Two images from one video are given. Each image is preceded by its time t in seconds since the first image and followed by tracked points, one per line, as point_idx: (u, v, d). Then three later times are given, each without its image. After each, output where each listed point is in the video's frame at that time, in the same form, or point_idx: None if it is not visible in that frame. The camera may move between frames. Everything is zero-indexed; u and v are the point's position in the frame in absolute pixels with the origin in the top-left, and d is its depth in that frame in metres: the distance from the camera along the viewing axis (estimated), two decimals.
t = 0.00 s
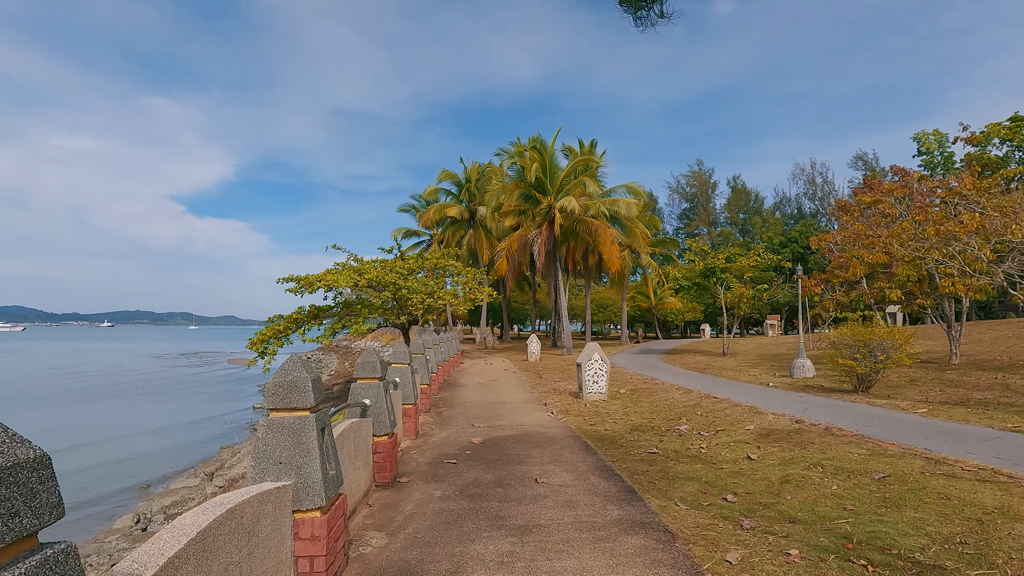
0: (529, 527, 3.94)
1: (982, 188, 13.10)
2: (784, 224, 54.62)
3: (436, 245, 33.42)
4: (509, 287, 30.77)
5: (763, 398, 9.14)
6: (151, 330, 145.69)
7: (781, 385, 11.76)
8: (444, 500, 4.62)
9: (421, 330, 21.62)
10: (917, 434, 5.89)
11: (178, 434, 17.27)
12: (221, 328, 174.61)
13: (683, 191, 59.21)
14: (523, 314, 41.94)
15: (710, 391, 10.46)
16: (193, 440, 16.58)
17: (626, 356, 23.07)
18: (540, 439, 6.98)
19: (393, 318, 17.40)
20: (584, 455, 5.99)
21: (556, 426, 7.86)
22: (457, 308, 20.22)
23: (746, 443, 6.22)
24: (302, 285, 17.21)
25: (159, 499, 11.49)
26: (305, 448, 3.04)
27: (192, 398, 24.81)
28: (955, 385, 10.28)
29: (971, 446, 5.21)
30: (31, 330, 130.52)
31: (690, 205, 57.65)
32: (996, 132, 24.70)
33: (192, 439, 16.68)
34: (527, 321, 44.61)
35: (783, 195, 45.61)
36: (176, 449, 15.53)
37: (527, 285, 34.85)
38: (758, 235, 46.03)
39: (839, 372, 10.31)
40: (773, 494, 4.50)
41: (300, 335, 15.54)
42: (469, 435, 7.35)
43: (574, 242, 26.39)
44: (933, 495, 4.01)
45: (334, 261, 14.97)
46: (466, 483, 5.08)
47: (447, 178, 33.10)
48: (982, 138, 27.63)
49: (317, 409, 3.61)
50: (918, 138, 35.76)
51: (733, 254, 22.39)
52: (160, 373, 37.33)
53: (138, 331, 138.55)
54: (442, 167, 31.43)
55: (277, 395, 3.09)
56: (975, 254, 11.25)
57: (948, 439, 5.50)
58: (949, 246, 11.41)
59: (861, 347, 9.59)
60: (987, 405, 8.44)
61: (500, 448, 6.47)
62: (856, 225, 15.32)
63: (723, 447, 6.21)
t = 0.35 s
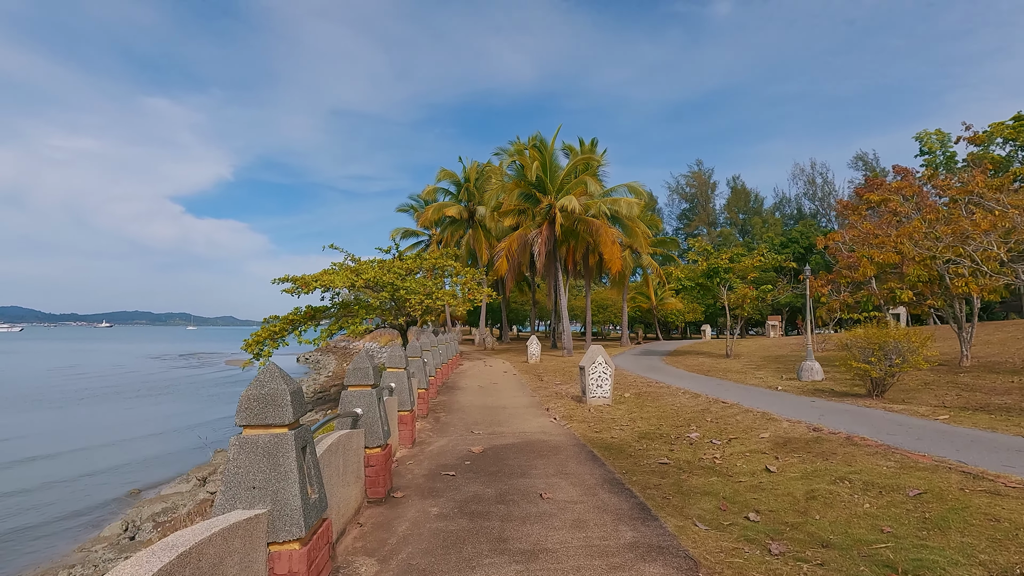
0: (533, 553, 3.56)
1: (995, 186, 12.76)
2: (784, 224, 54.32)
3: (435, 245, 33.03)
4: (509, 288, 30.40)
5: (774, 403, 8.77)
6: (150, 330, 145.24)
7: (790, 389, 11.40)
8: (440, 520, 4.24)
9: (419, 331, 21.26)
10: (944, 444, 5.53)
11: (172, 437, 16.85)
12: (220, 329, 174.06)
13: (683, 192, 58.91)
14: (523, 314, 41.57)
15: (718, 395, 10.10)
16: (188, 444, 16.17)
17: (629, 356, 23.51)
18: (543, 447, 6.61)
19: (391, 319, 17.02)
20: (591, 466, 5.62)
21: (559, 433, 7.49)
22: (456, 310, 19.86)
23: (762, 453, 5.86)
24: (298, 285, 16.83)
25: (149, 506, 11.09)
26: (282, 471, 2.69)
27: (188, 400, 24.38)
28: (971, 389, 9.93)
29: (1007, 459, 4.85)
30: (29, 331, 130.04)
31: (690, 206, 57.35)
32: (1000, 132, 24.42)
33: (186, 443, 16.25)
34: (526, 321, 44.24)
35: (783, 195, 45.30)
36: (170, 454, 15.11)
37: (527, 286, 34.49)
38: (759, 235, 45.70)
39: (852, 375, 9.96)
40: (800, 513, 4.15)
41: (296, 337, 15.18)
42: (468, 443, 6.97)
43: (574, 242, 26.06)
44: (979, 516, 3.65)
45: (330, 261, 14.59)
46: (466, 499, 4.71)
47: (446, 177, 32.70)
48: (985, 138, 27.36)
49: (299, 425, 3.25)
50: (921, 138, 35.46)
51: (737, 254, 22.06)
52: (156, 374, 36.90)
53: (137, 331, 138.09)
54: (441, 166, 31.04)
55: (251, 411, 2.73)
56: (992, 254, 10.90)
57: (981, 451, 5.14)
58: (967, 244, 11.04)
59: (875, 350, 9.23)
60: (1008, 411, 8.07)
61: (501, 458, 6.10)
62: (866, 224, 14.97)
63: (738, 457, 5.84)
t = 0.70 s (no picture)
0: None
1: (1013, 181, 12.42)
2: (786, 224, 53.94)
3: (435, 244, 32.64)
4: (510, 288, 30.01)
5: (791, 406, 8.40)
6: (149, 331, 144.75)
7: (803, 391, 11.00)
8: (443, 538, 3.86)
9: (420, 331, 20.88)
10: (983, 452, 5.16)
11: (168, 440, 16.43)
12: (219, 329, 173.52)
13: (684, 192, 58.57)
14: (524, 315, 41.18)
15: (730, 397, 9.73)
16: (183, 446, 15.79)
17: (633, 355, 23.27)
18: (551, 454, 6.22)
19: (391, 319, 16.63)
20: (604, 476, 5.24)
21: (567, 439, 7.10)
22: (457, 310, 19.49)
23: (787, 461, 5.48)
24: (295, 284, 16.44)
25: (141, 512, 10.67)
26: (260, 493, 2.49)
27: (185, 401, 23.96)
28: (994, 390, 9.55)
29: None
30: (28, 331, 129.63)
31: (692, 206, 56.94)
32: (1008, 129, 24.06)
33: (182, 445, 15.90)
34: (528, 322, 43.84)
35: (785, 194, 44.96)
36: (165, 457, 14.74)
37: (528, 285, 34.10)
38: (762, 235, 45.32)
39: (870, 377, 9.58)
40: (839, 530, 3.78)
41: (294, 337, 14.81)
42: (471, 450, 6.59)
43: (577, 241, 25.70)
44: None
45: (329, 259, 14.22)
46: (471, 513, 4.34)
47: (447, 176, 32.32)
48: (992, 135, 27.02)
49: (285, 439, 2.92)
50: (926, 136, 35.11)
51: (743, 252, 21.65)
52: (154, 375, 36.46)
53: (136, 332, 137.63)
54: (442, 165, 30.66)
55: (229, 426, 2.54)
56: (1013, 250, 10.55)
57: None
58: (987, 240, 10.71)
59: (895, 350, 8.85)
60: None
61: (507, 466, 5.73)
62: (878, 221, 14.62)
63: (761, 466, 5.46)
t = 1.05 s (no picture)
0: None
1: None
2: (785, 225, 53.69)
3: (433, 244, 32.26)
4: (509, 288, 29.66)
5: (804, 409, 8.05)
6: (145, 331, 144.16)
7: (812, 393, 10.66)
8: (440, 558, 3.50)
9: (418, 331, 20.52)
10: (1018, 460, 4.82)
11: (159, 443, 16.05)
12: (216, 330, 172.78)
13: (682, 192, 58.33)
14: (523, 315, 40.84)
15: (739, 400, 9.38)
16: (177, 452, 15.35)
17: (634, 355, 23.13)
18: (555, 462, 5.86)
19: (387, 319, 16.27)
20: (613, 487, 4.89)
21: (571, 445, 6.74)
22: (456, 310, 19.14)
23: (808, 470, 5.13)
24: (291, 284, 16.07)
25: (129, 518, 10.25)
26: (222, 524, 1.94)
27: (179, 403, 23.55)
28: (1011, 392, 9.23)
29: None
30: (24, 332, 129.04)
31: (690, 206, 56.65)
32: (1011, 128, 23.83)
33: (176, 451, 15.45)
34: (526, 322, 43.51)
35: (784, 194, 44.77)
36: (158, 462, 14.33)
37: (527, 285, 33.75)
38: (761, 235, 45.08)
39: (883, 379, 9.25)
40: (877, 549, 3.44)
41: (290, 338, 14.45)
42: (470, 456, 6.23)
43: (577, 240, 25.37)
44: None
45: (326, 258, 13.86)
46: (471, 529, 3.99)
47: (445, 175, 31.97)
48: (994, 134, 26.80)
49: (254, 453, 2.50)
50: (927, 135, 34.93)
51: (746, 252, 21.33)
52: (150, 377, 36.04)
53: (133, 333, 137.06)
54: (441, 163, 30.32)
55: (183, 440, 1.98)
56: None
57: None
58: (1001, 236, 10.42)
59: (910, 351, 8.53)
60: None
61: (509, 475, 5.38)
62: (886, 219, 14.32)
63: (781, 475, 5.11)
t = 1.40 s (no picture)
0: None
1: None
2: (783, 225, 53.46)
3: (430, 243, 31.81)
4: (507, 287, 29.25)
5: (816, 415, 7.68)
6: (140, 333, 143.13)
7: (821, 396, 10.29)
8: None
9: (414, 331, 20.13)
10: None
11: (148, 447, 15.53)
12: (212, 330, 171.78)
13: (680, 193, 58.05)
14: (520, 315, 40.45)
15: (746, 405, 9.01)
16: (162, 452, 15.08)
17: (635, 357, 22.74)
18: (555, 473, 5.47)
19: (382, 320, 15.87)
20: (620, 502, 4.50)
21: (573, 453, 6.36)
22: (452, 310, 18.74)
23: (830, 483, 4.76)
24: (285, 284, 15.65)
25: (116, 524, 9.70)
26: None
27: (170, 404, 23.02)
28: None
29: None
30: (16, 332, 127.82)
31: (688, 206, 56.37)
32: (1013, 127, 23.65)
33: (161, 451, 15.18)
34: (524, 323, 43.10)
35: (783, 194, 44.59)
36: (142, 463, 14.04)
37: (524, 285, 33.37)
38: (760, 235, 44.86)
39: (896, 382, 8.89)
40: None
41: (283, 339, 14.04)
42: (466, 467, 5.83)
43: (575, 239, 24.99)
44: None
45: (319, 257, 13.47)
46: (465, 553, 3.59)
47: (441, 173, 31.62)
48: (995, 134, 26.65)
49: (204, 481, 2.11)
50: (926, 135, 34.80)
51: (747, 251, 21.00)
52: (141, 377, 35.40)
53: (127, 333, 135.90)
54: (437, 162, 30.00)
55: (101, 472, 1.59)
56: None
57: None
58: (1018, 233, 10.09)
59: (926, 353, 8.18)
60: None
61: (507, 488, 4.99)
62: (893, 217, 13.99)
63: (800, 489, 4.72)
